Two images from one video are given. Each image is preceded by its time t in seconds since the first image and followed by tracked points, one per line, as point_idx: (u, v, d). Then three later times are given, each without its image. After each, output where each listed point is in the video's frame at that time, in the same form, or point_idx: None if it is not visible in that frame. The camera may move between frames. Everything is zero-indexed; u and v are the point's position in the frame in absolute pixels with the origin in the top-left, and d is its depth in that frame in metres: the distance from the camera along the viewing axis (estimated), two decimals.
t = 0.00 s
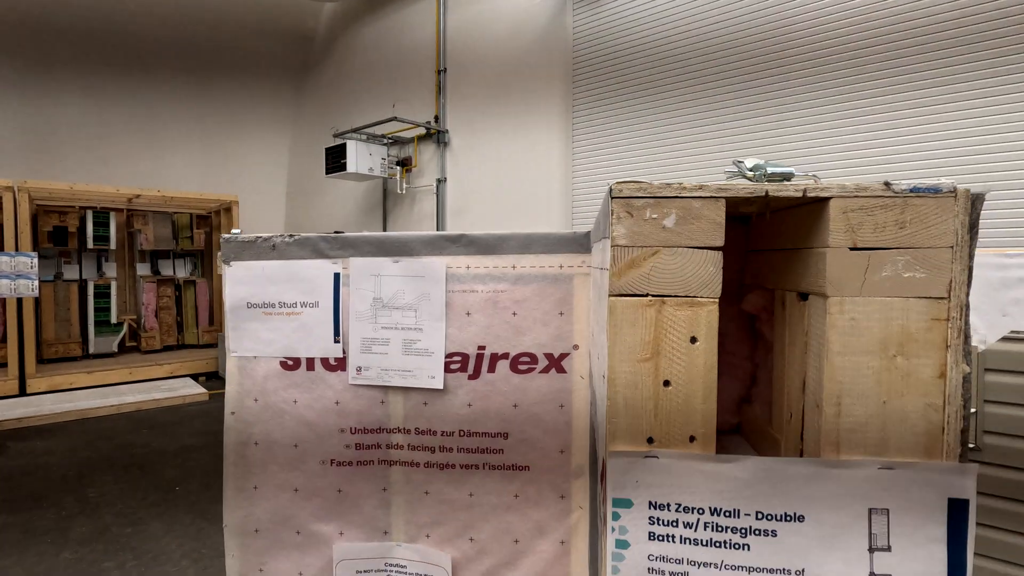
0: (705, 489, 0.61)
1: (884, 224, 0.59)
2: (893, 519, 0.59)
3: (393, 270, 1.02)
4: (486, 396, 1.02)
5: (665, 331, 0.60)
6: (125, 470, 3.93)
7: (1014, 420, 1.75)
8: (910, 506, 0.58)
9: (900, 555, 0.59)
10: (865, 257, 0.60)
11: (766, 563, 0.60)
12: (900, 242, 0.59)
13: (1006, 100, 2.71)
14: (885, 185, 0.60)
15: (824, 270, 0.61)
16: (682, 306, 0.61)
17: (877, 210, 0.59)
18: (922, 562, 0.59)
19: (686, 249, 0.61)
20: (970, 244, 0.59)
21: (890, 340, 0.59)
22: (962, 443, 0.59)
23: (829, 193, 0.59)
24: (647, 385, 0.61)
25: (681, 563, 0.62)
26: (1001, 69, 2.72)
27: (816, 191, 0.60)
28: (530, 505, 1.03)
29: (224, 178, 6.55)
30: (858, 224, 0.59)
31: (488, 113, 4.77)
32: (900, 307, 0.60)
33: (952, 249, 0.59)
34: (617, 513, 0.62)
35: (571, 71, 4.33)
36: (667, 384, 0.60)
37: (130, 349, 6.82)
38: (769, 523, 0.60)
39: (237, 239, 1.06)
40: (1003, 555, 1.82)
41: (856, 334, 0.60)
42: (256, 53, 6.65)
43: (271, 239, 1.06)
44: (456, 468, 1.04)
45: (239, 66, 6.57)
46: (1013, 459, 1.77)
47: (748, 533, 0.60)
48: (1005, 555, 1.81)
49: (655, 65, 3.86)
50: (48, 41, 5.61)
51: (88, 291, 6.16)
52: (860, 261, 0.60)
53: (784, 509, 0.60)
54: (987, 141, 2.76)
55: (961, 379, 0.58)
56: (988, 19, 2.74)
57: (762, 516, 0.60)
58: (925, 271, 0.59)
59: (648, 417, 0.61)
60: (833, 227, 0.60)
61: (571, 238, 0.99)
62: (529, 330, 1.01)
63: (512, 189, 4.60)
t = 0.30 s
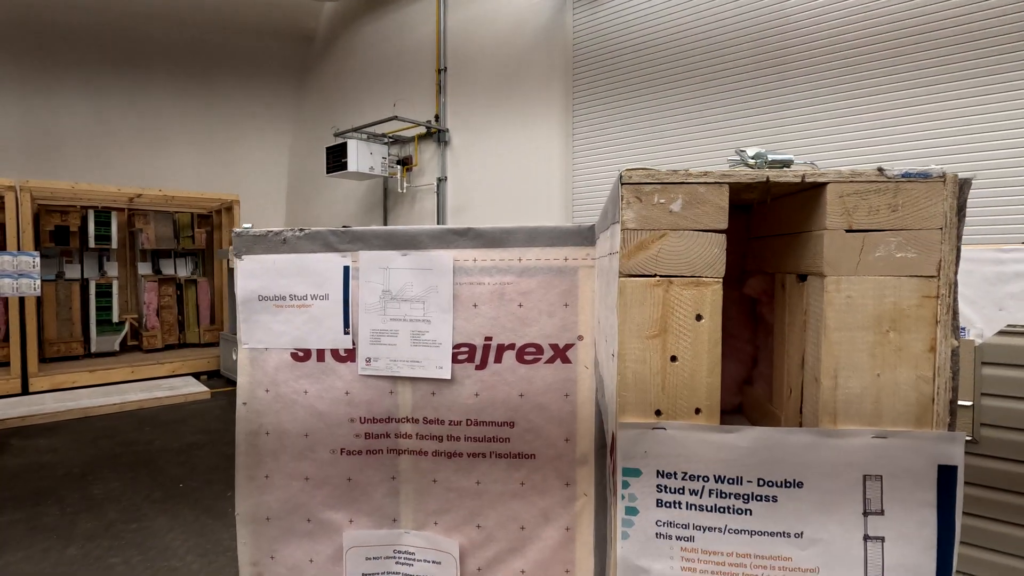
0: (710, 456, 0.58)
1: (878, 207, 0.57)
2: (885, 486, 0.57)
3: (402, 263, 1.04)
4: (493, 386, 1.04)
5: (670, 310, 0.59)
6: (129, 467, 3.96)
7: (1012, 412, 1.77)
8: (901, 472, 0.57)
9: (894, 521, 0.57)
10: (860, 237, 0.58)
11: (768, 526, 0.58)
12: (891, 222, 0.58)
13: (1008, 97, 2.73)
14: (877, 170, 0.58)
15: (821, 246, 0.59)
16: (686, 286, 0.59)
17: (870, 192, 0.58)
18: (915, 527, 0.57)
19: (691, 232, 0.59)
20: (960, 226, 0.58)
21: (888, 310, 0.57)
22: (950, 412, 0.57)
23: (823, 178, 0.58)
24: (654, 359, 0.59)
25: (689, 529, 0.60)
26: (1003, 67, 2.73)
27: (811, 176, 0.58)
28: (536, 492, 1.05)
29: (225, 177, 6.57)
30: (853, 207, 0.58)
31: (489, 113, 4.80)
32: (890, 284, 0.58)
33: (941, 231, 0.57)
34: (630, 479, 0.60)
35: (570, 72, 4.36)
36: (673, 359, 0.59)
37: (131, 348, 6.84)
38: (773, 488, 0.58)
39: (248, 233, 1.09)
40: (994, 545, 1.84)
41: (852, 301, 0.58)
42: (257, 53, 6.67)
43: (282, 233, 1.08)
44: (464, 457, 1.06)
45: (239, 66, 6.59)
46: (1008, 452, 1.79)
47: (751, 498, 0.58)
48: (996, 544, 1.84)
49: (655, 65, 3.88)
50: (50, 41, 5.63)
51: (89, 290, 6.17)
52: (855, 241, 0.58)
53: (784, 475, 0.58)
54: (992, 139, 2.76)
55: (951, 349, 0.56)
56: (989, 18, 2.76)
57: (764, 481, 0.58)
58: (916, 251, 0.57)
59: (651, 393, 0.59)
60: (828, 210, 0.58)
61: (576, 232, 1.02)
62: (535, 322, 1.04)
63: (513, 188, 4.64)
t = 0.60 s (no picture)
0: (705, 419, 0.61)
1: (861, 185, 0.60)
2: (869, 447, 0.59)
3: (407, 253, 1.07)
4: (497, 373, 1.07)
5: (669, 284, 0.61)
6: (133, 462, 3.99)
7: (1010, 404, 1.79)
8: (885, 432, 0.59)
9: (877, 479, 0.59)
10: (845, 214, 0.60)
11: (761, 486, 0.60)
12: (875, 200, 0.60)
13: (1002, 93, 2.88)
14: (861, 151, 0.60)
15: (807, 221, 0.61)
16: (683, 261, 0.61)
17: (854, 171, 0.60)
18: (898, 487, 0.59)
19: (689, 210, 0.61)
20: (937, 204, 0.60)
21: (872, 278, 0.60)
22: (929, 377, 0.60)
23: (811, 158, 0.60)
24: (653, 329, 0.61)
25: (685, 491, 0.62)
26: (999, 64, 2.88)
27: (798, 157, 0.60)
28: (538, 476, 1.08)
29: (225, 175, 6.59)
30: (839, 185, 0.60)
31: (489, 110, 4.83)
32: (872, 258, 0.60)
33: (921, 207, 0.60)
34: (629, 443, 0.62)
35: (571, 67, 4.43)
36: (672, 330, 0.61)
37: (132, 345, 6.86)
38: (765, 450, 0.60)
39: (257, 224, 1.11)
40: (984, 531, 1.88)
41: (837, 270, 0.60)
42: (257, 52, 6.69)
43: (290, 224, 1.11)
44: (468, 441, 1.09)
45: (240, 64, 6.61)
46: (1000, 441, 1.82)
47: (744, 458, 0.60)
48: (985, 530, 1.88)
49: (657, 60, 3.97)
50: (50, 40, 5.65)
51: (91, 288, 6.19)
52: (840, 219, 0.60)
53: (775, 436, 0.60)
54: (986, 133, 2.93)
55: (928, 317, 0.59)
56: (985, 17, 2.90)
57: (755, 443, 0.60)
58: (896, 227, 0.60)
59: (649, 362, 0.61)
60: (815, 188, 0.60)
61: (577, 222, 1.04)
62: (538, 310, 1.06)
63: (513, 184, 4.68)
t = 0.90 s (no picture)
0: (700, 386, 0.63)
1: (845, 167, 0.62)
2: (852, 409, 0.61)
3: (415, 244, 1.11)
4: (502, 359, 1.11)
5: (668, 260, 0.63)
6: (137, 457, 4.02)
7: (1004, 393, 1.83)
8: (869, 397, 0.61)
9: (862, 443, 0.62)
10: (832, 194, 0.62)
11: (751, 447, 0.63)
12: (857, 181, 0.62)
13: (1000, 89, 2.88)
14: (845, 136, 0.62)
15: (796, 201, 0.63)
16: (681, 239, 0.64)
17: (838, 155, 0.62)
18: (880, 448, 0.62)
19: (687, 191, 0.63)
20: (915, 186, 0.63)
21: (857, 250, 0.62)
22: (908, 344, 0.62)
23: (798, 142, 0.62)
24: (653, 301, 0.63)
25: (682, 452, 0.64)
26: (999, 59, 2.87)
27: (788, 142, 0.63)
28: (542, 459, 1.11)
29: (226, 174, 6.62)
30: (825, 167, 0.62)
31: (489, 108, 4.87)
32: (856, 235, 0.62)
33: (900, 188, 0.62)
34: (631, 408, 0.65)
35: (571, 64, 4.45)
36: (671, 302, 0.63)
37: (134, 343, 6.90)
38: (756, 414, 0.62)
39: (269, 216, 1.15)
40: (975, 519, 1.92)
41: (823, 242, 0.62)
42: (257, 50, 6.72)
43: (302, 216, 1.14)
44: (474, 426, 1.12)
45: (240, 62, 6.63)
46: (992, 430, 1.86)
47: (738, 421, 0.63)
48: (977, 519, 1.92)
49: (657, 56, 3.99)
50: (51, 39, 5.66)
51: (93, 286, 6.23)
52: (828, 199, 0.62)
53: (765, 401, 0.62)
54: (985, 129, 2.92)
55: (908, 289, 0.61)
56: (985, 12, 2.90)
57: (749, 407, 0.62)
58: (877, 206, 0.62)
59: (649, 333, 0.63)
60: (803, 170, 0.62)
61: (580, 212, 1.08)
62: (541, 298, 1.10)
63: (513, 181, 4.73)
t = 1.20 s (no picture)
0: (701, 358, 0.56)
1: (833, 156, 0.57)
2: (844, 380, 0.55)
3: (426, 237, 1.15)
4: (510, 347, 1.15)
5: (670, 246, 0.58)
6: (143, 453, 4.07)
7: (997, 384, 1.88)
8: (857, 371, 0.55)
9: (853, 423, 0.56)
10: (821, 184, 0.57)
11: (751, 413, 0.56)
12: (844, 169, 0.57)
13: (995, 88, 2.91)
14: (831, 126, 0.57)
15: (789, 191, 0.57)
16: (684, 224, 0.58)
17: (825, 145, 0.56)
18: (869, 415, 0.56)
19: (692, 179, 0.57)
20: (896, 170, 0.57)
21: (842, 231, 0.56)
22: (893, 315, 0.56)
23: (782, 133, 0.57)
24: (656, 282, 0.57)
25: (684, 417, 0.57)
26: (994, 54, 2.91)
27: (777, 134, 0.57)
28: (548, 443, 1.16)
29: (228, 172, 6.66)
30: (813, 157, 0.57)
31: (490, 107, 4.92)
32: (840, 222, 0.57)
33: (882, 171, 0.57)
34: (637, 379, 0.57)
35: (571, 63, 4.49)
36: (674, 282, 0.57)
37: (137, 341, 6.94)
38: (751, 383, 0.56)
39: (285, 210, 1.19)
40: (971, 508, 1.97)
41: (814, 226, 0.57)
42: (258, 49, 6.76)
43: (316, 210, 1.18)
44: (483, 412, 1.17)
45: (241, 61, 6.67)
46: (984, 420, 1.92)
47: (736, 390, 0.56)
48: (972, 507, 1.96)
49: (657, 55, 4.03)
50: (54, 39, 5.69)
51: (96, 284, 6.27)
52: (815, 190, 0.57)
53: (761, 369, 0.55)
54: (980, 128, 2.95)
55: (893, 270, 0.56)
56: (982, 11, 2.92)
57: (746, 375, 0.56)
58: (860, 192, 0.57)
59: (651, 315, 0.57)
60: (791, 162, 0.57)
61: (585, 206, 1.13)
62: (548, 289, 1.14)
63: (513, 178, 4.79)
